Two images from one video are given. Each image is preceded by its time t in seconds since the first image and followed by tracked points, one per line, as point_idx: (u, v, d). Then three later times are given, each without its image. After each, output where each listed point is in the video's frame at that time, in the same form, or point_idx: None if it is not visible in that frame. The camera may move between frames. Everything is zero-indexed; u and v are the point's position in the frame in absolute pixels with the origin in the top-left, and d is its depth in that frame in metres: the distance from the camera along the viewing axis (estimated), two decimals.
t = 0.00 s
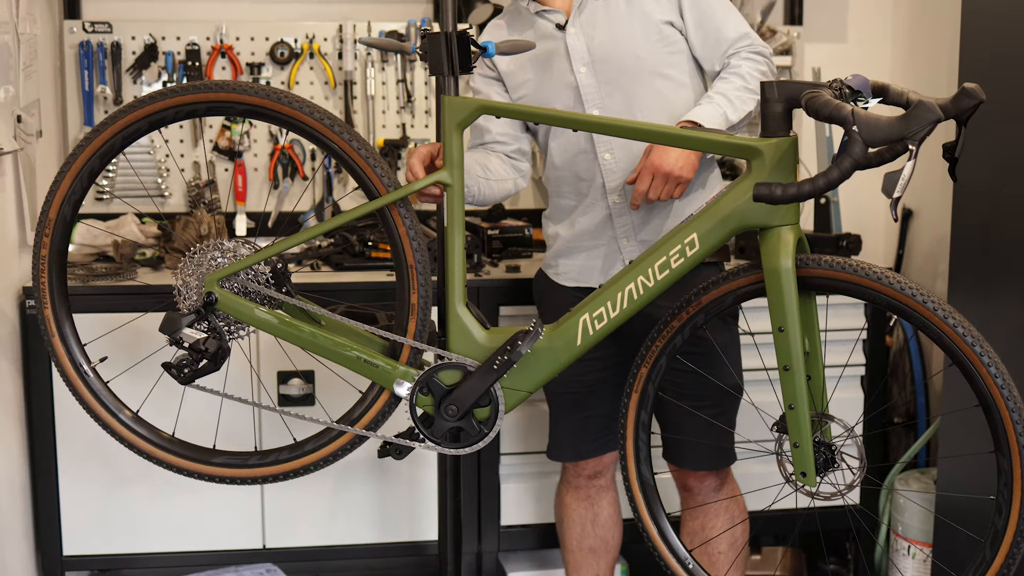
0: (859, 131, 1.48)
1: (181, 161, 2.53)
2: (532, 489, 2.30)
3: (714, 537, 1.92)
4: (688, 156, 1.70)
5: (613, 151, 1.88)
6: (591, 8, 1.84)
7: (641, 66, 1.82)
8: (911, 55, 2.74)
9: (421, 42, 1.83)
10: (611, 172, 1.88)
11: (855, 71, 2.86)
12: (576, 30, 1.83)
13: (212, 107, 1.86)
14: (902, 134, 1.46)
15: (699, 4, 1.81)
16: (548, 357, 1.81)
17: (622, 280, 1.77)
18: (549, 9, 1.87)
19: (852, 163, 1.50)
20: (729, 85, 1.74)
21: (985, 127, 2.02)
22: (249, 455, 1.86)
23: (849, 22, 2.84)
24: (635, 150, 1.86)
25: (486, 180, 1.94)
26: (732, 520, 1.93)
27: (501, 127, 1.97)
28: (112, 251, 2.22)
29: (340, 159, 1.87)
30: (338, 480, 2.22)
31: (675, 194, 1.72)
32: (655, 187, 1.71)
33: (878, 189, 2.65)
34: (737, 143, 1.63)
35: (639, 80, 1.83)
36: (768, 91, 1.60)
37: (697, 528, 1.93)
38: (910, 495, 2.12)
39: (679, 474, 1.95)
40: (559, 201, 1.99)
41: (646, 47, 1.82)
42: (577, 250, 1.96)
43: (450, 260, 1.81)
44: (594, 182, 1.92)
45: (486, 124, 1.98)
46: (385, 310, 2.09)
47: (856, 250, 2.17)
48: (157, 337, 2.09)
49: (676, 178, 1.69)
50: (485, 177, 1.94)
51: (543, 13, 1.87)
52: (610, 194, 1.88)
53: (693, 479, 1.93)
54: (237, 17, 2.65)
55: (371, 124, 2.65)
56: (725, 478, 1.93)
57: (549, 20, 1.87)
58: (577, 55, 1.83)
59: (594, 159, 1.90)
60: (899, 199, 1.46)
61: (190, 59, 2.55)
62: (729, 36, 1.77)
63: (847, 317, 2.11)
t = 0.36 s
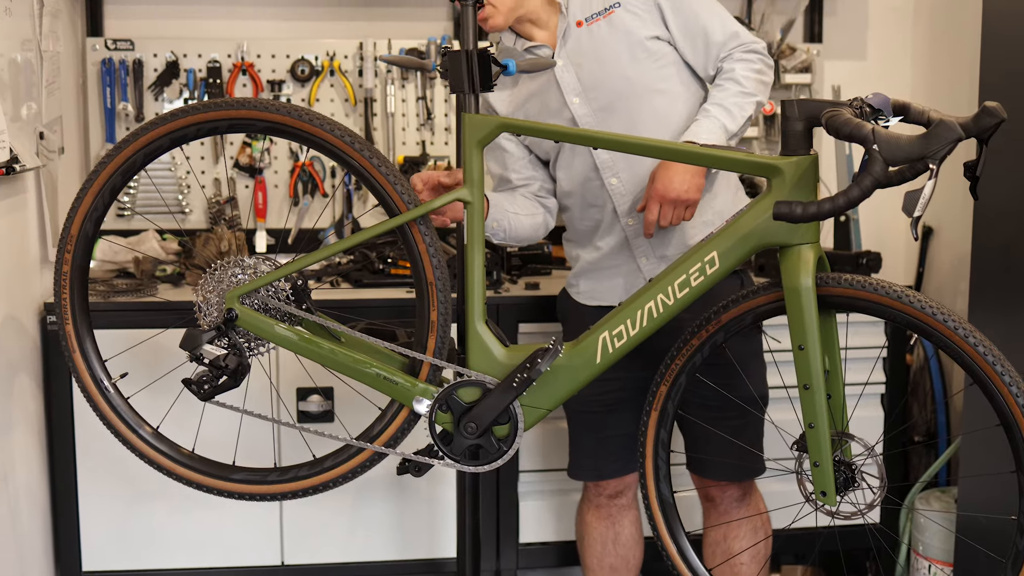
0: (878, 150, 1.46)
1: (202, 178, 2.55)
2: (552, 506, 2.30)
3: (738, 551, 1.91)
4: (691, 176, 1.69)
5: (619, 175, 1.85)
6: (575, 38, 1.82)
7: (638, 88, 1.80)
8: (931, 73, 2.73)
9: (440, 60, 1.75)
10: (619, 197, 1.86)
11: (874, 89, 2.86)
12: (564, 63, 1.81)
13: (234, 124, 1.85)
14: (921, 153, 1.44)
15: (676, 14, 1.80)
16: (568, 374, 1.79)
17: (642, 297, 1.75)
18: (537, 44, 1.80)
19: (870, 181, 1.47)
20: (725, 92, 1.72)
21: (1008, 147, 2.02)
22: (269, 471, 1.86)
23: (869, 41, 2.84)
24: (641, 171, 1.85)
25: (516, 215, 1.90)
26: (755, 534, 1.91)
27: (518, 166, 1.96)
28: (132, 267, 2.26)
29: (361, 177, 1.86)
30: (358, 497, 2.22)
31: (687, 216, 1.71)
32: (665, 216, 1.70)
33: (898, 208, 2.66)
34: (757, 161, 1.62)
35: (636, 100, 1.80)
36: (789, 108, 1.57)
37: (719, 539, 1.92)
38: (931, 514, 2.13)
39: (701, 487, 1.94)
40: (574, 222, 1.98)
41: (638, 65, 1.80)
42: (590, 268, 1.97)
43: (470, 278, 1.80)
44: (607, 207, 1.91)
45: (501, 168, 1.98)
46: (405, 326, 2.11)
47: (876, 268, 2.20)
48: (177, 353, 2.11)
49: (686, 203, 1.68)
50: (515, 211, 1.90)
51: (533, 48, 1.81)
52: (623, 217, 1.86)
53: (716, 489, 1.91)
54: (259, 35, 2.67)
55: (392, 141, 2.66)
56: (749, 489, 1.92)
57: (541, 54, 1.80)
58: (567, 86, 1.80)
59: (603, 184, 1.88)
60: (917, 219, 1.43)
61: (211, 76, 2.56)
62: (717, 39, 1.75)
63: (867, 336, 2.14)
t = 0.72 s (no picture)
0: (895, 171, 1.40)
1: (219, 199, 2.57)
2: (570, 528, 2.30)
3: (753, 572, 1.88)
4: (674, 208, 1.62)
5: (616, 205, 1.82)
6: (565, 68, 1.79)
7: (632, 116, 1.77)
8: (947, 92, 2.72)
9: (457, 81, 1.72)
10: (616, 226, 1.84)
11: (890, 109, 2.86)
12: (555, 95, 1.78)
13: (251, 145, 1.82)
14: (940, 173, 1.38)
15: (664, 39, 1.74)
16: (584, 396, 1.75)
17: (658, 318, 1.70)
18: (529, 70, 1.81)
19: (887, 202, 1.43)
20: (716, 118, 1.67)
21: None
22: (284, 491, 1.86)
23: (885, 60, 2.84)
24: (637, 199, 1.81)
25: (537, 247, 1.91)
26: (771, 556, 1.88)
27: (529, 200, 1.97)
28: (150, 286, 2.31)
29: (378, 197, 1.83)
30: (372, 517, 2.23)
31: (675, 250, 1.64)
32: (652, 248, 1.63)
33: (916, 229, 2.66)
34: (773, 182, 1.57)
35: (627, 129, 1.77)
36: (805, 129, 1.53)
37: (736, 559, 1.88)
38: (950, 537, 2.14)
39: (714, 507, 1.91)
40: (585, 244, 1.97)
41: (628, 92, 1.77)
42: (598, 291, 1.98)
43: (485, 299, 1.76)
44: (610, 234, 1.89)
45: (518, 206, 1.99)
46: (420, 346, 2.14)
47: (894, 289, 2.24)
48: (193, 373, 2.14)
49: (666, 236, 1.61)
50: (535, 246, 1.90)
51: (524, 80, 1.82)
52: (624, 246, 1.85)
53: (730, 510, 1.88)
54: (277, 57, 2.69)
55: (408, 161, 2.67)
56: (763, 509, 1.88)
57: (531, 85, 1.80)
58: (558, 118, 1.78)
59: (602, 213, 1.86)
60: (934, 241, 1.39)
61: (230, 97, 2.58)
62: (708, 64, 1.69)
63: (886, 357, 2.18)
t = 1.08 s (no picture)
0: (907, 190, 1.38)
1: (232, 218, 2.59)
2: (579, 547, 2.30)
3: None
4: (679, 243, 1.60)
5: (624, 228, 1.82)
6: (592, 82, 1.79)
7: (648, 143, 1.77)
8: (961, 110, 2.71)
9: (470, 100, 1.72)
10: (623, 249, 1.84)
11: (902, 127, 2.86)
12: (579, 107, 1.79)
13: (264, 164, 1.82)
14: (952, 194, 1.35)
15: (696, 69, 1.73)
16: (596, 415, 1.72)
17: (672, 334, 1.67)
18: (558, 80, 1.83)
19: (900, 222, 1.40)
20: (736, 159, 1.65)
21: None
22: (296, 509, 1.86)
23: (897, 78, 2.84)
24: (646, 224, 1.80)
25: (548, 260, 1.91)
26: None
27: (541, 208, 1.97)
28: (163, 305, 2.31)
29: (390, 216, 1.82)
30: (384, 535, 2.24)
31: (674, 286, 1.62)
32: (652, 280, 1.61)
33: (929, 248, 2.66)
34: (784, 201, 1.55)
35: (642, 153, 1.78)
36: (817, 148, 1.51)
37: None
38: (964, 557, 2.16)
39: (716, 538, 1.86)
40: (595, 261, 1.97)
41: (650, 117, 1.76)
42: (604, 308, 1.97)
43: (496, 317, 1.75)
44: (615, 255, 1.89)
45: (529, 212, 1.99)
46: (432, 365, 2.16)
47: (907, 308, 2.26)
48: (205, 392, 2.16)
49: (665, 270, 1.59)
50: (546, 258, 1.91)
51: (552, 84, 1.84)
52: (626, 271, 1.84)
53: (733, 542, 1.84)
54: (290, 75, 2.70)
55: (420, 180, 2.68)
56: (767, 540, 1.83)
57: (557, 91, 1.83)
58: (579, 131, 1.80)
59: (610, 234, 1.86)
60: (948, 260, 1.38)
61: (243, 116, 2.60)
62: (738, 102, 1.68)
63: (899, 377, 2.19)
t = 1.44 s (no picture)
0: (918, 208, 1.36)
1: (242, 233, 2.60)
2: (587, 564, 2.30)
3: None
4: (719, 286, 1.66)
5: (665, 239, 1.83)
6: (684, 88, 1.74)
7: (710, 165, 1.71)
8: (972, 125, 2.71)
9: (478, 115, 1.72)
10: (658, 260, 1.84)
11: (912, 143, 2.85)
12: (662, 106, 1.76)
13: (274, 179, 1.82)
14: (963, 210, 1.34)
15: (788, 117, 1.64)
16: (603, 431, 1.70)
17: (679, 350, 1.66)
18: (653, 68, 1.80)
19: (909, 238, 1.39)
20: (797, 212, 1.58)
21: None
22: (305, 524, 1.86)
23: (906, 93, 2.84)
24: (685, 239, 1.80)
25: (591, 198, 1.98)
26: None
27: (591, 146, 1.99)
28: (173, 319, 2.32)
29: (398, 232, 1.81)
30: (392, 550, 2.24)
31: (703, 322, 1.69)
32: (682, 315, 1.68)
33: (939, 264, 2.66)
34: (793, 217, 1.54)
35: (702, 176, 1.73)
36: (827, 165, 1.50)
37: None
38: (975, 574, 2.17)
39: None
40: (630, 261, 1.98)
41: (723, 145, 1.70)
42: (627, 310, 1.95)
43: (504, 332, 1.74)
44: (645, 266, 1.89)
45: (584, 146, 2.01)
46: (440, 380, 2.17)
47: (916, 324, 2.26)
48: (215, 406, 2.17)
49: (696, 308, 1.66)
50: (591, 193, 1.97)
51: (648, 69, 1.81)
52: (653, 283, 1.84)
53: None
54: (300, 91, 2.71)
55: (429, 196, 2.69)
56: None
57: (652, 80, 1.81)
58: (654, 130, 1.76)
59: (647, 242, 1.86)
60: (957, 277, 1.37)
61: (253, 131, 2.61)
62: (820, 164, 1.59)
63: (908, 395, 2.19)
